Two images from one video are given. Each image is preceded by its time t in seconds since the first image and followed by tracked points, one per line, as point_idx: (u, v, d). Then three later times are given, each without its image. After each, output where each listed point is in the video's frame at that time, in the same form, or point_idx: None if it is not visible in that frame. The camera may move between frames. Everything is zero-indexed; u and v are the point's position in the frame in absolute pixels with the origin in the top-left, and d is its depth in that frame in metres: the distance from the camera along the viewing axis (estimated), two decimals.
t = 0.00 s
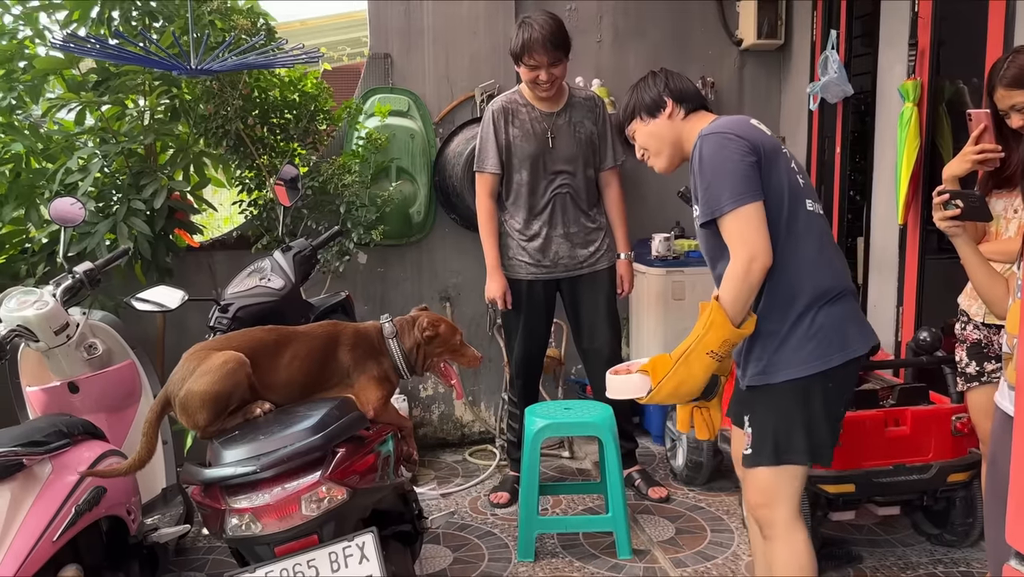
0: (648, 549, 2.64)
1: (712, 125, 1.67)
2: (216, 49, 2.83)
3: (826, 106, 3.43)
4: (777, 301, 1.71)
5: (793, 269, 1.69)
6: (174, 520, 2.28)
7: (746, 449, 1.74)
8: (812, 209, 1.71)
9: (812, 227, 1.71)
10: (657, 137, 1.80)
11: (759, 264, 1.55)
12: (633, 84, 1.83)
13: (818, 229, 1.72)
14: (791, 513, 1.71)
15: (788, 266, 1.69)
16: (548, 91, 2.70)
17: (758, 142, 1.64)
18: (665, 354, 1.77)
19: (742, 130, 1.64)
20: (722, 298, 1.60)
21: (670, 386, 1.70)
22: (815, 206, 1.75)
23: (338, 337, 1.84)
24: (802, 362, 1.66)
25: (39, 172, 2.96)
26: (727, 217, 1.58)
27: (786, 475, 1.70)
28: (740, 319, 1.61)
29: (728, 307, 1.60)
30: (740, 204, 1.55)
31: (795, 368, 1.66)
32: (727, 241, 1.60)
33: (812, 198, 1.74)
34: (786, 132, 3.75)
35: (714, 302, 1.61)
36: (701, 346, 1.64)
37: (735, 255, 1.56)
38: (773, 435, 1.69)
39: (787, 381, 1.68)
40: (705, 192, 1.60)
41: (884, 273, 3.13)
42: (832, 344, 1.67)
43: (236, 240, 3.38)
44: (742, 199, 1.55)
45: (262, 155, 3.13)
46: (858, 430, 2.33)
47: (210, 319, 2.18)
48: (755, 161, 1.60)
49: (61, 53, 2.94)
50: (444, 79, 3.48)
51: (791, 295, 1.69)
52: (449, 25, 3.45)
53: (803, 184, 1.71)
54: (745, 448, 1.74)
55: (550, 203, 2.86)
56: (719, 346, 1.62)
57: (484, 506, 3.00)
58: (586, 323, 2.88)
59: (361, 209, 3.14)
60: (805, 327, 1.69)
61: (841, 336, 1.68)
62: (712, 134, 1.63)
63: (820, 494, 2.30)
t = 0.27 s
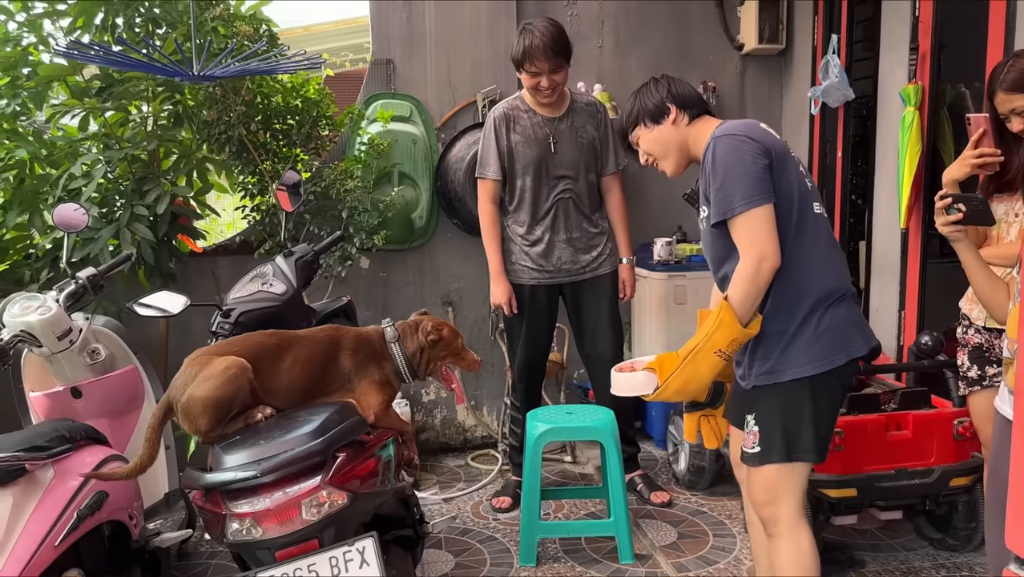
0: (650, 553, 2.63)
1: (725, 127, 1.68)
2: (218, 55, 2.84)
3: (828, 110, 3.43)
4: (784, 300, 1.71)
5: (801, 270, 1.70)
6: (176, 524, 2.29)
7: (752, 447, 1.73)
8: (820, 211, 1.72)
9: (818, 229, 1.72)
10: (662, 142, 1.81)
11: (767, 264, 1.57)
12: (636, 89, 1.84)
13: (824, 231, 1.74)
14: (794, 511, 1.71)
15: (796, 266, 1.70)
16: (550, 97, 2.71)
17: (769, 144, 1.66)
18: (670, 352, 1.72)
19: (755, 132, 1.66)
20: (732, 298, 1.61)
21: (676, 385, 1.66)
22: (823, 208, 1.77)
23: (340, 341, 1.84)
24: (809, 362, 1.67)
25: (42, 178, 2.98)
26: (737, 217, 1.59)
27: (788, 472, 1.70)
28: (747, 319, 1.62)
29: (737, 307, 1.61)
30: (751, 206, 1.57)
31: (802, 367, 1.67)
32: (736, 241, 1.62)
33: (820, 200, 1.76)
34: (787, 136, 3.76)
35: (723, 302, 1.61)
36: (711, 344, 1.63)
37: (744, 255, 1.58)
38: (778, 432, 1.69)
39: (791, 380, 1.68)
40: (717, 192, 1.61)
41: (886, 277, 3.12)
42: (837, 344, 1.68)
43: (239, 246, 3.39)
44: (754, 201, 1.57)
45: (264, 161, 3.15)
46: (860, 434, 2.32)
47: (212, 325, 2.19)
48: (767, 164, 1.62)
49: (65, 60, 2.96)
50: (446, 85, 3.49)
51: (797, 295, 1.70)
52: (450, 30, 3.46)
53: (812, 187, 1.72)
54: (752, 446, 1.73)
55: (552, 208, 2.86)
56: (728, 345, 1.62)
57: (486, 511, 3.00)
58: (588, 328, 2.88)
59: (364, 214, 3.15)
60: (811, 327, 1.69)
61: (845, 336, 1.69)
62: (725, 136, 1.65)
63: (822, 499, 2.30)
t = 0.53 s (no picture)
0: (650, 557, 2.63)
1: (724, 129, 1.68)
2: (219, 60, 2.85)
3: (828, 113, 3.42)
4: (781, 302, 1.71)
5: (798, 271, 1.70)
6: (176, 528, 2.29)
7: (751, 447, 1.73)
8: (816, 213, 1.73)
9: (815, 231, 1.73)
10: (659, 142, 1.81)
11: (765, 265, 1.57)
12: (634, 90, 1.84)
13: (820, 233, 1.74)
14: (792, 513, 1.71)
15: (792, 268, 1.70)
16: (550, 100, 2.71)
17: (768, 146, 1.66)
18: (670, 352, 1.74)
19: (753, 133, 1.66)
20: (730, 299, 1.60)
21: (672, 385, 1.68)
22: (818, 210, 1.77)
23: (338, 345, 1.84)
24: (805, 362, 1.67)
25: (43, 183, 2.99)
26: (736, 218, 1.59)
27: (788, 472, 1.70)
28: (745, 319, 1.61)
29: (734, 307, 1.60)
30: (750, 207, 1.57)
31: (799, 367, 1.67)
32: (735, 242, 1.62)
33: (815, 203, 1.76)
34: (788, 139, 3.75)
35: (720, 302, 1.61)
36: (706, 345, 1.63)
37: (743, 256, 1.58)
38: (776, 432, 1.69)
39: (789, 381, 1.68)
40: (716, 193, 1.61)
41: (886, 280, 3.12)
42: (832, 345, 1.68)
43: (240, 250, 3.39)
44: (752, 202, 1.57)
45: (265, 165, 3.16)
46: (860, 437, 2.32)
47: (211, 328, 2.19)
48: (765, 166, 1.62)
49: (66, 65, 2.97)
50: (446, 89, 3.49)
51: (794, 297, 1.70)
52: (451, 35, 3.47)
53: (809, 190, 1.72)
54: (750, 446, 1.73)
55: (552, 212, 2.86)
56: (724, 345, 1.61)
57: (486, 515, 3.00)
58: (588, 331, 2.88)
59: (364, 217, 3.15)
60: (806, 327, 1.69)
61: (841, 337, 1.70)
62: (724, 137, 1.65)
63: (822, 502, 2.29)
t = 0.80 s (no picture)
0: (651, 561, 2.62)
1: (724, 131, 1.68)
2: (219, 64, 2.85)
3: (829, 116, 3.42)
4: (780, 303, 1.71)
5: (797, 273, 1.70)
6: (176, 532, 2.28)
7: (750, 449, 1.73)
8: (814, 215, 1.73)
9: (814, 233, 1.72)
10: (656, 144, 1.81)
11: (766, 267, 1.56)
12: (631, 92, 1.84)
13: (819, 235, 1.74)
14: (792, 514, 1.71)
15: (791, 270, 1.70)
16: (548, 103, 2.72)
17: (768, 149, 1.65)
18: (667, 355, 1.71)
19: (753, 136, 1.65)
20: (732, 301, 1.60)
21: (674, 387, 1.66)
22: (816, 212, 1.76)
23: (338, 348, 1.84)
24: (806, 364, 1.67)
25: (45, 187, 3.00)
26: (738, 220, 1.59)
27: (787, 473, 1.70)
28: (746, 322, 1.62)
29: (737, 310, 1.61)
30: (751, 210, 1.57)
31: (799, 369, 1.67)
32: (735, 245, 1.61)
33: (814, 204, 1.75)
34: (789, 142, 3.75)
35: (723, 305, 1.61)
36: (710, 347, 1.62)
37: (744, 258, 1.58)
38: (776, 432, 1.68)
39: (789, 382, 1.68)
40: (717, 196, 1.60)
41: (887, 282, 3.11)
42: (831, 347, 1.68)
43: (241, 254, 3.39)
44: (754, 205, 1.57)
45: (266, 169, 3.15)
46: (861, 440, 2.31)
47: (211, 332, 2.19)
48: (766, 169, 1.62)
49: (68, 69, 2.98)
50: (447, 93, 3.50)
51: (794, 298, 1.70)
52: (451, 38, 3.47)
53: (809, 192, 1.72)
54: (750, 447, 1.73)
55: (552, 215, 2.86)
56: (728, 347, 1.61)
57: (487, 519, 2.99)
58: (588, 335, 2.88)
59: (365, 221, 3.15)
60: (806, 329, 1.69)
61: (839, 339, 1.70)
62: (724, 140, 1.64)
63: (823, 506, 2.29)
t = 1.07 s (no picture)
0: (653, 565, 2.62)
1: (730, 132, 1.68)
2: (221, 68, 2.86)
3: (831, 119, 3.42)
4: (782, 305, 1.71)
5: (798, 275, 1.70)
6: (178, 535, 2.29)
7: (751, 450, 1.72)
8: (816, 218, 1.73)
9: (816, 236, 1.73)
10: (660, 144, 1.81)
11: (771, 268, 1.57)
12: (634, 92, 1.83)
13: (820, 237, 1.74)
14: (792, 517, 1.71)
15: (793, 271, 1.70)
16: (546, 107, 2.72)
17: (773, 151, 1.66)
18: (674, 354, 1.71)
19: (759, 137, 1.66)
20: (738, 302, 1.60)
21: (679, 388, 1.66)
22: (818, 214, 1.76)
23: (339, 352, 1.84)
24: (808, 365, 1.67)
25: (49, 191, 3.01)
26: (743, 221, 1.59)
27: (789, 475, 1.69)
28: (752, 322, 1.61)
29: (743, 310, 1.60)
30: (757, 211, 1.57)
31: (801, 370, 1.67)
32: (741, 245, 1.61)
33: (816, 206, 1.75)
34: (791, 145, 3.75)
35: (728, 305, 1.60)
36: (715, 348, 1.61)
37: (749, 259, 1.58)
38: (777, 435, 1.68)
39: (790, 384, 1.68)
40: (723, 196, 1.60)
41: (889, 286, 3.11)
42: (833, 349, 1.68)
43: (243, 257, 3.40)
44: (760, 205, 1.57)
45: (268, 172, 3.17)
46: (863, 443, 2.31)
47: (213, 335, 2.20)
48: (771, 171, 1.62)
49: (71, 74, 2.99)
50: (449, 97, 3.50)
51: (796, 301, 1.70)
52: (453, 42, 3.48)
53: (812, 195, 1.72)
54: (751, 449, 1.73)
55: (552, 219, 2.86)
56: (733, 348, 1.60)
57: (489, 522, 2.99)
58: (589, 338, 2.88)
59: (366, 224, 3.16)
60: (807, 331, 1.69)
61: (840, 341, 1.70)
62: (730, 141, 1.64)
63: (826, 509, 2.29)
